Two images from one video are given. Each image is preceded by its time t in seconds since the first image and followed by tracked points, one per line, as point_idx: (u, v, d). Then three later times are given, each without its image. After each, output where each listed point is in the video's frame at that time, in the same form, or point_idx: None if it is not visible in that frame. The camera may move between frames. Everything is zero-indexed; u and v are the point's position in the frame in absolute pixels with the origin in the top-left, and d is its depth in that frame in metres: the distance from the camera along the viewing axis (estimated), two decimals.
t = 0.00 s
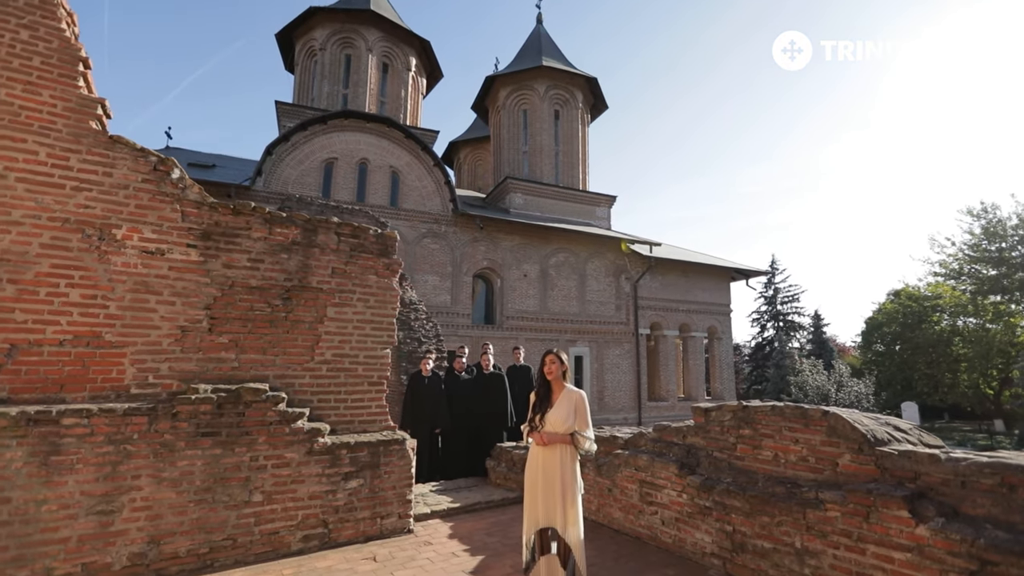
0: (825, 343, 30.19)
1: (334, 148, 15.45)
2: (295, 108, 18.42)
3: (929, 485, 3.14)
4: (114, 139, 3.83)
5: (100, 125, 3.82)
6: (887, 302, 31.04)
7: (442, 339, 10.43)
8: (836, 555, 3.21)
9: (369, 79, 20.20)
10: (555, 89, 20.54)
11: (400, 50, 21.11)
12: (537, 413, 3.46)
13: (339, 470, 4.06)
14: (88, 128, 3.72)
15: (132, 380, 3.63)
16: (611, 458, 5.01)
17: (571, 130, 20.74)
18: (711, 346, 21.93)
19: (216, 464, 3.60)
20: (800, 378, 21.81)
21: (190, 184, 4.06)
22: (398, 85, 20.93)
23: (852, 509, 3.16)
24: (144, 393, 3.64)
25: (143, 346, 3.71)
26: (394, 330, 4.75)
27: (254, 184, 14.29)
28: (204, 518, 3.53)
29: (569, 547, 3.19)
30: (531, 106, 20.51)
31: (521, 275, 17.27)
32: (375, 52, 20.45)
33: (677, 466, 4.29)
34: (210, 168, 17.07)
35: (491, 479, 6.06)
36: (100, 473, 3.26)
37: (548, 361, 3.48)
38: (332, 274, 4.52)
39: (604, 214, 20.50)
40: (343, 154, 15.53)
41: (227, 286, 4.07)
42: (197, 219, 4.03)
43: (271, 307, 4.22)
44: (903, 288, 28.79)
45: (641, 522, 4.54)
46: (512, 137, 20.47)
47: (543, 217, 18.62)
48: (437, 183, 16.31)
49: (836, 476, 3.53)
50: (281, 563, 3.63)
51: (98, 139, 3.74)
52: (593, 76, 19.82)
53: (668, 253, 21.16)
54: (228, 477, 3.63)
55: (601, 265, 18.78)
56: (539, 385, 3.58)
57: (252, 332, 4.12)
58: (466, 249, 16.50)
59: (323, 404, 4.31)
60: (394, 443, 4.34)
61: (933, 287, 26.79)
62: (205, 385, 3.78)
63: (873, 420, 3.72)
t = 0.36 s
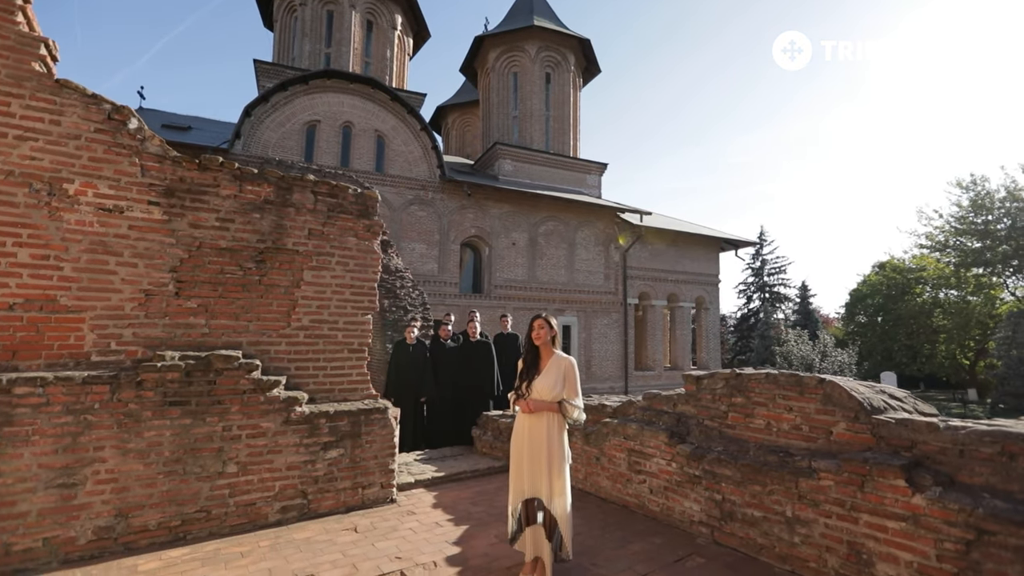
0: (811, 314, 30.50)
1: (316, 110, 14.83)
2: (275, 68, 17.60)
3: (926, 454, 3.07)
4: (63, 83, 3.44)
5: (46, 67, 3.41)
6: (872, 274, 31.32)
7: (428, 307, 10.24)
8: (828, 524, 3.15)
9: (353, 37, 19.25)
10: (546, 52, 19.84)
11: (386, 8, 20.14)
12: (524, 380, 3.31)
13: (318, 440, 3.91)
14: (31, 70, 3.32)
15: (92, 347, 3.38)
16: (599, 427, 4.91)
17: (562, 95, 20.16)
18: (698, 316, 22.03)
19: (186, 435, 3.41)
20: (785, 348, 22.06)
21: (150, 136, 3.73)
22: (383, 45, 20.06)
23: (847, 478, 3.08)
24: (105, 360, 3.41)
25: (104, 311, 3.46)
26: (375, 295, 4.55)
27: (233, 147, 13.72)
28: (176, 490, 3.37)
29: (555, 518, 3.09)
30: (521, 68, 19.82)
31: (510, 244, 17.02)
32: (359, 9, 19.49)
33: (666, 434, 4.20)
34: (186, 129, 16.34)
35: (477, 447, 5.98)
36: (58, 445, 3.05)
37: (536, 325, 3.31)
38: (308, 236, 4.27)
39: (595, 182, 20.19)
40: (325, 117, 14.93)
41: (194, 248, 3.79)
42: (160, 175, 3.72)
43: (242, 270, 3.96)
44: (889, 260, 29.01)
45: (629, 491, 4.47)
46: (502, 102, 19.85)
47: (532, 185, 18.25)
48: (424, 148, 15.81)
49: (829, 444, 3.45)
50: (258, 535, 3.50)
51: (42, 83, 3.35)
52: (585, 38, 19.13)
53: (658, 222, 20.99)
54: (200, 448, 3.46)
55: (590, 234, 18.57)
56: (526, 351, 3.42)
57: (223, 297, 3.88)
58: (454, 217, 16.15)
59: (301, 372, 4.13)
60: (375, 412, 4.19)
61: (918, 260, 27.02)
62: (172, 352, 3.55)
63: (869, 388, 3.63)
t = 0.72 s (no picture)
0: (793, 286, 30.83)
1: (293, 71, 14.11)
2: (248, 25, 16.66)
3: (923, 426, 2.97)
4: None
5: None
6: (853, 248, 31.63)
7: (411, 277, 9.93)
8: (820, 497, 3.06)
9: None
10: (534, 14, 19.10)
11: None
12: (508, 350, 3.12)
13: (292, 414, 3.71)
14: None
15: (38, 315, 3.09)
16: (586, 399, 4.78)
17: (550, 61, 19.55)
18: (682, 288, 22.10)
19: (146, 409, 3.18)
20: (767, 320, 22.31)
21: (95, 82, 3.35)
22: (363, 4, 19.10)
23: (843, 451, 2.98)
24: (53, 330, 3.12)
25: (49, 276, 3.14)
26: (352, 262, 4.30)
27: (205, 109, 13.04)
28: (137, 468, 3.15)
29: (541, 494, 2.95)
30: (508, 31, 19.08)
31: (495, 214, 16.68)
32: None
33: (656, 406, 4.07)
34: (154, 90, 15.46)
35: (460, 419, 5.84)
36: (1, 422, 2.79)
37: (521, 292, 3.09)
38: (278, 197, 3.97)
39: (582, 151, 19.81)
40: (303, 78, 14.23)
41: (151, 208, 3.48)
42: (108, 126, 3.36)
43: (206, 233, 3.66)
44: (870, 233, 29.27)
45: (616, 463, 4.38)
46: (488, 66, 19.16)
47: (518, 153, 17.81)
48: (407, 113, 15.22)
49: (823, 416, 3.35)
50: (229, 513, 3.32)
51: None
52: (574, 0, 18.41)
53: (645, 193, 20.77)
54: (162, 423, 3.23)
55: (577, 204, 18.30)
56: (510, 319, 3.22)
57: (185, 262, 3.59)
58: (438, 185, 15.71)
59: (273, 342, 3.90)
60: (353, 384, 3.99)
61: (899, 234, 27.28)
62: (128, 321, 3.27)
63: (865, 358, 3.53)
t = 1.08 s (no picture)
0: (775, 260, 31.08)
1: (266, 31, 13.35)
2: None
3: (922, 398, 2.88)
4: None
5: None
6: (834, 222, 31.90)
7: (393, 248, 9.64)
8: (816, 471, 2.98)
9: None
10: None
11: None
12: (492, 321, 2.93)
13: (264, 389, 3.49)
14: None
15: None
16: (573, 371, 4.64)
17: (536, 26, 18.92)
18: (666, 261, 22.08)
19: (100, 386, 2.93)
20: (749, 293, 22.52)
21: (25, 20, 2.94)
22: None
23: (840, 424, 2.88)
24: None
25: None
26: (326, 229, 4.02)
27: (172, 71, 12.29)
28: (93, 449, 2.92)
29: (527, 472, 2.80)
30: None
31: (479, 184, 16.29)
32: None
33: (646, 378, 3.94)
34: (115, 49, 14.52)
35: (443, 392, 5.69)
36: None
37: (506, 258, 2.87)
38: (243, 156, 3.65)
39: (568, 121, 19.39)
40: (277, 39, 13.48)
41: (98, 165, 3.14)
42: (43, 72, 2.97)
43: (163, 195, 3.35)
44: (851, 208, 29.49)
45: (603, 437, 4.27)
46: (471, 30, 18.40)
47: (503, 122, 17.32)
48: (388, 78, 14.56)
49: (818, 388, 3.25)
50: (197, 494, 3.12)
51: None
52: None
53: (630, 164, 20.50)
54: (119, 400, 2.99)
55: (562, 174, 17.97)
56: (495, 287, 3.01)
57: (140, 227, 3.29)
58: (421, 154, 15.21)
59: (241, 313, 3.64)
60: (329, 357, 3.78)
61: (878, 208, 27.53)
62: (75, 291, 2.97)
63: (862, 329, 3.42)
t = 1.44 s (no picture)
0: (759, 235, 31.21)
1: None
2: None
3: (929, 375, 2.76)
4: None
5: None
6: (816, 197, 32.05)
7: (374, 221, 9.28)
8: (816, 451, 2.86)
9: None
10: None
11: None
12: (477, 295, 2.70)
13: (231, 369, 3.23)
14: None
15: None
16: (562, 348, 4.46)
17: None
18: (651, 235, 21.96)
19: (44, 368, 2.64)
20: (734, 267, 22.64)
21: None
22: None
23: (844, 403, 2.75)
24: None
25: None
26: (298, 197, 3.72)
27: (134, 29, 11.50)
28: (39, 437, 2.65)
29: (516, 456, 2.63)
30: None
31: (463, 155, 15.82)
32: None
33: (639, 355, 3.78)
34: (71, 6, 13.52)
35: (427, 370, 5.48)
36: None
37: (491, 226, 2.63)
38: (203, 115, 3.30)
39: (553, 91, 18.89)
40: None
41: (33, 121, 2.78)
42: None
43: (111, 157, 3.01)
44: (833, 183, 29.60)
45: (593, 415, 4.12)
46: None
47: (487, 91, 16.77)
48: (366, 43, 13.86)
49: (819, 365, 3.12)
50: (159, 482, 2.88)
51: None
52: None
53: (616, 136, 20.13)
54: (67, 384, 2.71)
55: (547, 146, 17.56)
56: (480, 258, 2.77)
57: (86, 192, 2.95)
58: (402, 124, 14.65)
59: (205, 288, 3.36)
60: (302, 334, 3.52)
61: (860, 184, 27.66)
62: (10, 264, 2.65)
63: (863, 304, 3.28)
